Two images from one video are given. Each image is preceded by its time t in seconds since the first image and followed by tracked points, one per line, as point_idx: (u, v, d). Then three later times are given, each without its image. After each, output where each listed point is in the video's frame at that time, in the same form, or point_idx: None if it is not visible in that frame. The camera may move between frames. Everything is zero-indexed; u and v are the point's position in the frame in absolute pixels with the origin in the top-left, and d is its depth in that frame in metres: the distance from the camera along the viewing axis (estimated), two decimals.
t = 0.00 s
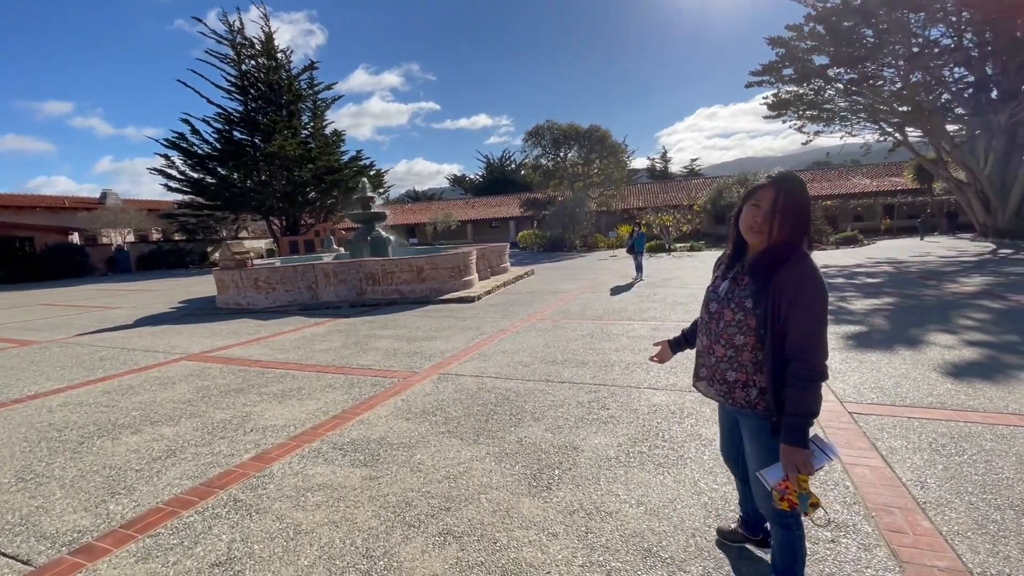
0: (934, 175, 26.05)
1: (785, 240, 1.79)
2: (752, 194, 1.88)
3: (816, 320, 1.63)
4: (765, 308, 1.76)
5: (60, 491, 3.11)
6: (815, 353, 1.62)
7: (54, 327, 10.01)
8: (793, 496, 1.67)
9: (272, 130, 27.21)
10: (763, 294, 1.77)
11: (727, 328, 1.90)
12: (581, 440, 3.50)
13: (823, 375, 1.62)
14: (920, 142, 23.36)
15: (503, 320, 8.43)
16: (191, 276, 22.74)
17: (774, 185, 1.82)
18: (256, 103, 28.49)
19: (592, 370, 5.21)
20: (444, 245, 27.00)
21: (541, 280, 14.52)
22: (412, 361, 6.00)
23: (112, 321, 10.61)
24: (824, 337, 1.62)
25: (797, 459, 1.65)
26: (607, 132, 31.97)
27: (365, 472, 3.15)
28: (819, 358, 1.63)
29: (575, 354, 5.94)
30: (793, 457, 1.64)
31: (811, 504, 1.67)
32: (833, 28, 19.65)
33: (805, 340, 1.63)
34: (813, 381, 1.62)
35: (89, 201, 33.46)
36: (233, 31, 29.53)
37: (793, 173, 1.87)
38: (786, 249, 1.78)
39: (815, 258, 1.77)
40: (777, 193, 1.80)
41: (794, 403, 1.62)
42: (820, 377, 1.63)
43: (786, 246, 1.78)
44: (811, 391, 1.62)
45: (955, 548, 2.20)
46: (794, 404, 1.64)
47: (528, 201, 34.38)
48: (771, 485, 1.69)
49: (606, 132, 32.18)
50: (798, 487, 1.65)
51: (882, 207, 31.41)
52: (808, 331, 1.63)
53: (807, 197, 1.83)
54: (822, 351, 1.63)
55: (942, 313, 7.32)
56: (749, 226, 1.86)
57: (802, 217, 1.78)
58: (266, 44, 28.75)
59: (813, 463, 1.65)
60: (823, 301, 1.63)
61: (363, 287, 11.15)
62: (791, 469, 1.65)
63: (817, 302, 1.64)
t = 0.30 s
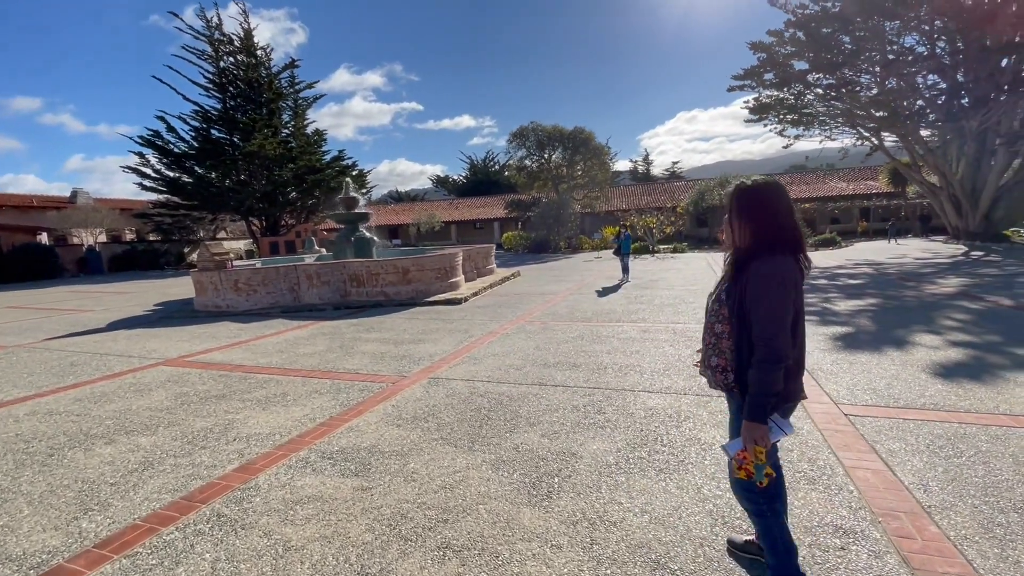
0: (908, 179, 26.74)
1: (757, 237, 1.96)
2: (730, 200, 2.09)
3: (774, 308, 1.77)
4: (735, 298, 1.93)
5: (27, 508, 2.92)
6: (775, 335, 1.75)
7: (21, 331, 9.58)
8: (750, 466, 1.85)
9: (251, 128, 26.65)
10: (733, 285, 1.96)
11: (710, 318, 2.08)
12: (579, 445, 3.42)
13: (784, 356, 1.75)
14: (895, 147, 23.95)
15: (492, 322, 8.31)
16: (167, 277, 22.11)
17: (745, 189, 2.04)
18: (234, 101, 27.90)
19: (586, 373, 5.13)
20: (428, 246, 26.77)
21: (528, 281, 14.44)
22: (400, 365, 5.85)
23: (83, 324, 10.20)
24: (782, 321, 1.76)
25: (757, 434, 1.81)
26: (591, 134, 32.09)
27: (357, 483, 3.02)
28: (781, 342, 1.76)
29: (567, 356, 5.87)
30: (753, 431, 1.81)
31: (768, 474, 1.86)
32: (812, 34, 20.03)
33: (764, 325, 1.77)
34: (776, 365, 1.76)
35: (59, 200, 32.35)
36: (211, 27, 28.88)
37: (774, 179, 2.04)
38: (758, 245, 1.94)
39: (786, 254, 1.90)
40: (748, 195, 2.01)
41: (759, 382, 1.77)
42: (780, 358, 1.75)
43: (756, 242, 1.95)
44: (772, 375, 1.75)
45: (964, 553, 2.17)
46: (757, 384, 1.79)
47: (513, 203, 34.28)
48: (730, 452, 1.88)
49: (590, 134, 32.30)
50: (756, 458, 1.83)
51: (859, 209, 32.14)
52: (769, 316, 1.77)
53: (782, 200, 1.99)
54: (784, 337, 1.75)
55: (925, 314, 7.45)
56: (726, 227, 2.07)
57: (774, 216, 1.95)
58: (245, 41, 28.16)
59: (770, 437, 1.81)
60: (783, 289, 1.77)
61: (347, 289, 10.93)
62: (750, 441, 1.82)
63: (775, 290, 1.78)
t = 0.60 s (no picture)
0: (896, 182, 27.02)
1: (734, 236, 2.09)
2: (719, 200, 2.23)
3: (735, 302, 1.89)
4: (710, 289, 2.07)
5: None
6: (728, 324, 1.88)
7: None
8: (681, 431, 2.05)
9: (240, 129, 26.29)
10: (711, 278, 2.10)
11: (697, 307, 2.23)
12: (584, 454, 3.28)
13: (738, 345, 1.87)
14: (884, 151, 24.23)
15: (486, 325, 8.16)
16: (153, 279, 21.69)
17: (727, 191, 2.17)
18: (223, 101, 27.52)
19: (585, 377, 5.00)
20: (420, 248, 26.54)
21: (522, 284, 14.29)
22: (393, 369, 5.67)
23: (63, 327, 9.89)
24: (738, 312, 1.87)
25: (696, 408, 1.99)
26: (583, 137, 32.09)
27: (351, 496, 2.86)
28: (737, 331, 1.87)
29: (565, 360, 5.73)
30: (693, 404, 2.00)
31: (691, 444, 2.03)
32: (803, 39, 20.18)
33: (725, 318, 1.90)
34: (734, 355, 1.89)
35: (41, 201, 31.65)
36: (200, 26, 28.50)
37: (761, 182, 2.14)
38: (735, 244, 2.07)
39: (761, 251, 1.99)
40: (730, 195, 2.14)
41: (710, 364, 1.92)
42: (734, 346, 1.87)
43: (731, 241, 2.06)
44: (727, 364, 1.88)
45: (995, 568, 2.06)
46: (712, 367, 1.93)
47: (505, 205, 34.15)
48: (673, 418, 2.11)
49: (582, 136, 32.30)
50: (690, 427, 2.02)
51: (847, 213, 32.45)
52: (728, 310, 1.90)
53: (764, 200, 2.10)
54: (741, 330, 1.87)
55: (922, 316, 7.42)
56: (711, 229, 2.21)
57: (751, 217, 2.06)
58: (235, 41, 27.81)
59: (701, 413, 1.97)
60: (744, 281, 1.88)
61: (338, 291, 10.71)
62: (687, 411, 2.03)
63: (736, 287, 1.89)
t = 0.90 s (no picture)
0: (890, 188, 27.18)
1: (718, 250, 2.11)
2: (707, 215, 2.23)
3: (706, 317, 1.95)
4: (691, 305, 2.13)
5: None
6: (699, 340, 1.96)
7: None
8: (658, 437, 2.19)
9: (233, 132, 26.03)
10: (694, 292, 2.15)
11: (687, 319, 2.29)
12: (595, 473, 3.10)
13: (708, 360, 1.95)
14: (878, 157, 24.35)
15: (485, 332, 7.99)
16: (142, 284, 21.34)
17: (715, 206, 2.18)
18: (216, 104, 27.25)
19: (590, 388, 4.83)
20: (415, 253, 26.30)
21: (518, 289, 14.13)
22: (391, 379, 5.47)
23: (48, 334, 9.61)
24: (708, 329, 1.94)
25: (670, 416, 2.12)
26: (579, 142, 32.10)
27: (349, 521, 2.67)
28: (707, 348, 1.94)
29: (568, 369, 5.56)
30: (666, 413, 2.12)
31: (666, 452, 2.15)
32: (797, 45, 20.28)
33: (699, 332, 1.97)
34: (706, 369, 1.95)
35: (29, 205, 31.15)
36: (193, 29, 28.27)
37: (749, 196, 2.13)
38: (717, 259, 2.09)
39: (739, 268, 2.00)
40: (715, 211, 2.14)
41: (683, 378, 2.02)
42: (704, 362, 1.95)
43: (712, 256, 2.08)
44: (699, 378, 1.96)
45: None
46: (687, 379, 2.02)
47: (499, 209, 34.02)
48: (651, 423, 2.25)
49: (577, 141, 32.30)
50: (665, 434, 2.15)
51: (841, 218, 32.60)
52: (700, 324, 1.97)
53: (750, 213, 2.08)
54: (712, 343, 1.94)
55: (927, 323, 7.32)
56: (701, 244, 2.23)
57: (734, 231, 2.05)
58: (228, 44, 27.58)
59: (675, 423, 2.09)
60: (713, 299, 1.94)
61: (332, 297, 10.48)
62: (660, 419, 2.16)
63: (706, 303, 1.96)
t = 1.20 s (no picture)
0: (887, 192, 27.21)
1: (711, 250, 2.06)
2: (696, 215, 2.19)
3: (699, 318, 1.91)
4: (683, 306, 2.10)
5: None
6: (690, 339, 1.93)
7: None
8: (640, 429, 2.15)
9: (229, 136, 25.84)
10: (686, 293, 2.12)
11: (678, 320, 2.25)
12: (611, 489, 2.94)
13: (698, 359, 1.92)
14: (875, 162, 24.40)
15: (486, 338, 7.82)
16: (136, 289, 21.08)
17: (707, 202, 2.12)
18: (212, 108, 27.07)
19: (598, 397, 4.67)
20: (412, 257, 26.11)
21: (518, 294, 13.99)
22: (391, 387, 5.28)
23: (38, 340, 9.39)
24: (699, 329, 1.91)
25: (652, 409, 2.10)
26: (577, 146, 32.05)
27: (349, 544, 2.50)
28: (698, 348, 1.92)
29: (574, 377, 5.40)
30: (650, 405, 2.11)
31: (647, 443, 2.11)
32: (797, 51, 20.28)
33: (688, 333, 1.94)
34: (692, 369, 1.93)
35: (22, 208, 30.79)
36: (189, 33, 28.09)
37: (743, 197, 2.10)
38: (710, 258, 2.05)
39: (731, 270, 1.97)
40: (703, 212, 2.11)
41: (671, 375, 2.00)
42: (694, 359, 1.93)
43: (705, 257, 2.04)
44: (684, 377, 1.94)
45: None
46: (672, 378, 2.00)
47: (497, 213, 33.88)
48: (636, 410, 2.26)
49: (575, 146, 32.26)
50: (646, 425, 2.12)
51: (838, 223, 32.62)
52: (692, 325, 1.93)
53: (738, 214, 2.06)
54: (701, 345, 1.91)
55: (936, 329, 7.21)
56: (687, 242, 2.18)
57: (730, 232, 2.02)
58: (225, 47, 27.42)
59: (658, 416, 2.07)
60: (706, 300, 1.90)
61: (330, 302, 10.30)
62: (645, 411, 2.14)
63: (702, 304, 1.91)
